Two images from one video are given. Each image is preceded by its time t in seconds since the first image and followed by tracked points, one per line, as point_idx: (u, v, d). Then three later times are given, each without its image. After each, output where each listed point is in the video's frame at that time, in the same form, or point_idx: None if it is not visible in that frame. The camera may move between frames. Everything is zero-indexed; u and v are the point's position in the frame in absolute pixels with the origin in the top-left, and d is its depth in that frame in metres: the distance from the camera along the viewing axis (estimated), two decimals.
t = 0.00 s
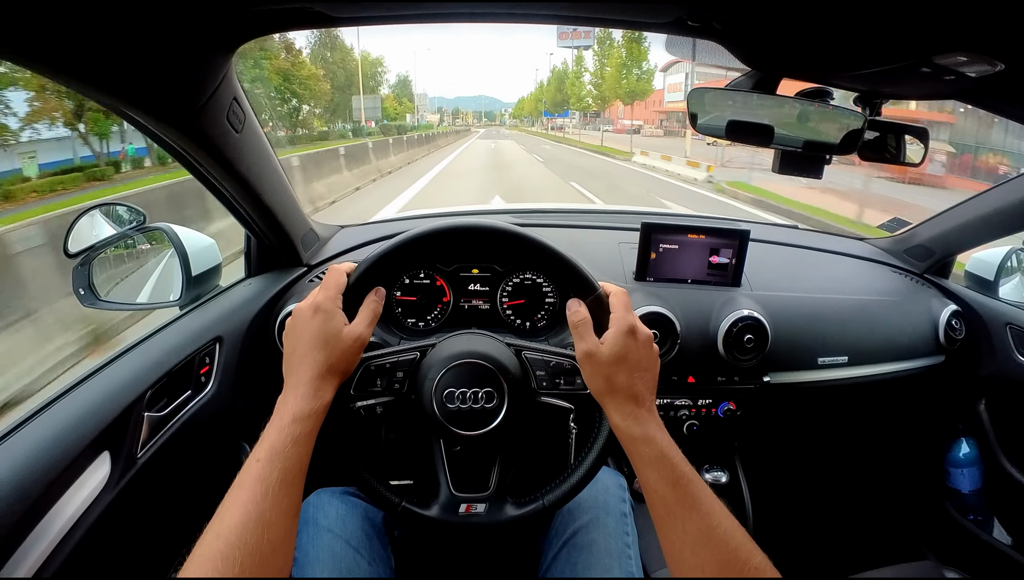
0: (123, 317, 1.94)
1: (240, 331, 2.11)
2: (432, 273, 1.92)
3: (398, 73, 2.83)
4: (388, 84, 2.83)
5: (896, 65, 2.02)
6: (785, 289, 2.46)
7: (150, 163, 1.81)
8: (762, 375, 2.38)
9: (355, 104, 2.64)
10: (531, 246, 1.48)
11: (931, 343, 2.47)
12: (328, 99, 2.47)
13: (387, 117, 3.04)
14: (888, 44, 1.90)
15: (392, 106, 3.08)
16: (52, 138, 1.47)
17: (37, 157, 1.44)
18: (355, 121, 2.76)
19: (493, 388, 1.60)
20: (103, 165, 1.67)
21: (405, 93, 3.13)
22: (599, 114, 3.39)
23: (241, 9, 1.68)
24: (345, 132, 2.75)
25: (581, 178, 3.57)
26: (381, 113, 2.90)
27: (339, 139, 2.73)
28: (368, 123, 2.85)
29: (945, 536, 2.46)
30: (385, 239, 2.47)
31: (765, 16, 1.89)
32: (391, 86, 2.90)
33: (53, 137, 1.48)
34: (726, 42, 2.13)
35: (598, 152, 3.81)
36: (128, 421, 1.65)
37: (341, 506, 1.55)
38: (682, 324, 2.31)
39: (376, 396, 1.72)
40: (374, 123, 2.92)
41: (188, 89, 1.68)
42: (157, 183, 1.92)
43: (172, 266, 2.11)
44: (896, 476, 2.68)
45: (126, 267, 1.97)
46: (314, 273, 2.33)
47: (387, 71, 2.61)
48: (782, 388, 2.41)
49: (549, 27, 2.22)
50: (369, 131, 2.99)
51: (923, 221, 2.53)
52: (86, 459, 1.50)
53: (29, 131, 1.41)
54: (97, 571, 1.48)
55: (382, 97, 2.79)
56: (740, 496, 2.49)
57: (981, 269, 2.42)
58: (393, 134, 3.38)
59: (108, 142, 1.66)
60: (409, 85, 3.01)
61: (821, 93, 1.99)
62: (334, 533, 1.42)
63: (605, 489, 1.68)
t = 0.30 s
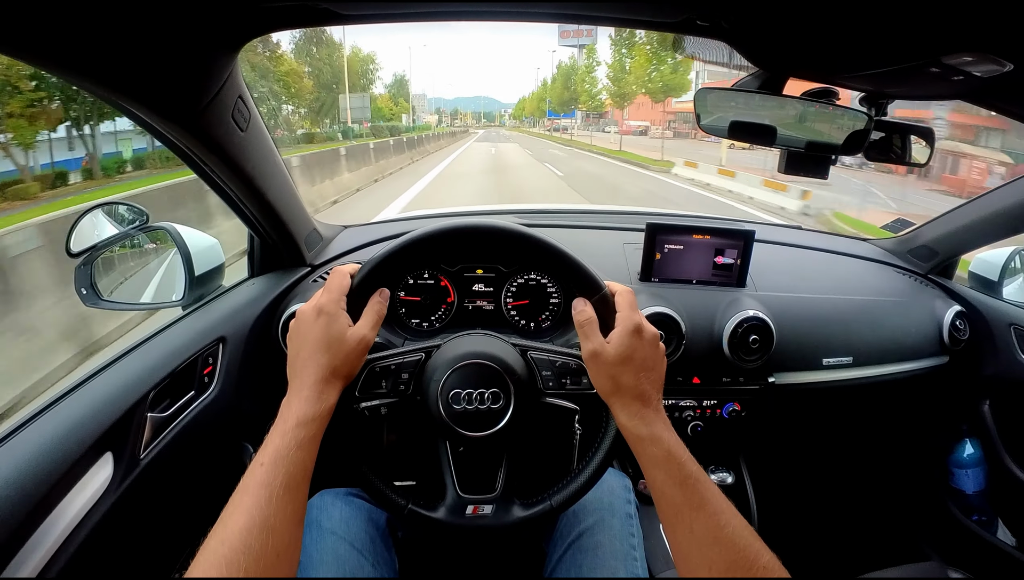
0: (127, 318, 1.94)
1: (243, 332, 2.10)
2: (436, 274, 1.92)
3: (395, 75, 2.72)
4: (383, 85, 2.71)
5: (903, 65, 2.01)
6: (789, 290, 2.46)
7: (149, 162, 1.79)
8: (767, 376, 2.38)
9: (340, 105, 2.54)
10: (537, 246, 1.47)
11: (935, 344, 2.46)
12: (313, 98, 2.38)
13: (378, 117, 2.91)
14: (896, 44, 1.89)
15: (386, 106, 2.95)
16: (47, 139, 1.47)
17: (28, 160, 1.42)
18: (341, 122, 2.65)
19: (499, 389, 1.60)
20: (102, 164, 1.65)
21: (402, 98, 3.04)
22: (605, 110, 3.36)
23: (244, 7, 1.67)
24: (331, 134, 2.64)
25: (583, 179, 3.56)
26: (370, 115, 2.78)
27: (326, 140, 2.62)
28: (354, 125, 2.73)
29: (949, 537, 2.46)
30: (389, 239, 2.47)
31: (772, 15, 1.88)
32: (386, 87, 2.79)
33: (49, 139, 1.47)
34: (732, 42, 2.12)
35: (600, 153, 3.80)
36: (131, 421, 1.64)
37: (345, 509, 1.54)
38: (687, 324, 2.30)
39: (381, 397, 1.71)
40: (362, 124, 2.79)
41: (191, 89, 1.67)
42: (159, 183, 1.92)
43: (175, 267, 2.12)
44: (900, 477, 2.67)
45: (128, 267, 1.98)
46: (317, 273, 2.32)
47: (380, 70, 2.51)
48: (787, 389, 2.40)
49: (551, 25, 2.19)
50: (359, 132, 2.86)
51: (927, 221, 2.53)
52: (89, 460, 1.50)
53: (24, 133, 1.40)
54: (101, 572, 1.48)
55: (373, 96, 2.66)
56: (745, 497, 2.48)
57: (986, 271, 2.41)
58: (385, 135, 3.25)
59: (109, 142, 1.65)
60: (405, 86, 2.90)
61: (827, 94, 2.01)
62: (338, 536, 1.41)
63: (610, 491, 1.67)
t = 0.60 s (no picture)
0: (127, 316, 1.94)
1: (244, 332, 2.11)
2: (437, 274, 1.92)
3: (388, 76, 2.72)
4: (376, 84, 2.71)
5: (903, 68, 2.02)
6: (789, 292, 2.46)
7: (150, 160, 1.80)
8: (767, 378, 2.38)
9: (328, 102, 2.51)
10: (537, 246, 1.48)
11: (935, 346, 2.46)
12: (302, 99, 2.34)
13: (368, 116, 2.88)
14: (896, 46, 1.90)
15: (379, 105, 2.93)
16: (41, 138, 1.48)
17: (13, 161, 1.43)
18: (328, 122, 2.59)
19: (499, 389, 1.60)
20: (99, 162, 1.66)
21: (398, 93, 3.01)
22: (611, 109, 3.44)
23: (246, 8, 1.67)
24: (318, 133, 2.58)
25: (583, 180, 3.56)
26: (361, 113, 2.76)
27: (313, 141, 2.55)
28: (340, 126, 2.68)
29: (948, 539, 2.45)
30: (390, 239, 2.47)
31: (773, 17, 1.88)
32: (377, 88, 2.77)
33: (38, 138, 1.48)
34: (733, 44, 2.12)
35: (601, 153, 3.79)
36: (132, 421, 1.65)
37: (345, 509, 1.54)
38: (687, 326, 2.30)
39: (381, 398, 1.71)
40: (349, 124, 2.76)
41: (192, 88, 1.67)
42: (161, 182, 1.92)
43: (176, 267, 2.12)
44: (900, 479, 2.67)
45: (129, 267, 1.99)
46: (318, 273, 2.32)
47: (370, 69, 2.52)
48: (787, 390, 2.40)
49: (552, 26, 2.19)
50: (349, 132, 2.83)
51: (929, 223, 2.53)
52: (89, 459, 1.50)
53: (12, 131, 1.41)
54: (101, 570, 1.48)
55: (362, 96, 2.65)
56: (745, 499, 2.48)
57: (987, 272, 2.42)
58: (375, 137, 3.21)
59: (107, 142, 1.65)
60: (400, 86, 2.92)
61: (828, 96, 2.00)
62: (337, 535, 1.41)
63: (610, 492, 1.67)
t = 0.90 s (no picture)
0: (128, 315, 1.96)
1: (244, 332, 2.11)
2: (437, 275, 1.92)
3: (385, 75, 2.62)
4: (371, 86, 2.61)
5: (903, 70, 2.02)
6: (790, 293, 2.46)
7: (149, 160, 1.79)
8: (767, 379, 2.38)
9: (308, 101, 2.38)
10: (537, 247, 1.48)
11: (936, 347, 2.46)
12: (292, 97, 2.26)
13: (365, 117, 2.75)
14: (895, 48, 1.90)
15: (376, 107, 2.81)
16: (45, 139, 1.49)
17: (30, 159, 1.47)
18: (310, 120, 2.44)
19: (499, 390, 1.60)
20: (103, 161, 1.66)
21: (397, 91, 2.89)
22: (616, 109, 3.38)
23: (247, 9, 1.68)
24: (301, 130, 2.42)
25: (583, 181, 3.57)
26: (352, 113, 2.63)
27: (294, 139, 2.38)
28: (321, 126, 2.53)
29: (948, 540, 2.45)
30: (390, 239, 2.48)
31: (773, 19, 1.89)
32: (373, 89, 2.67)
33: (51, 137, 1.50)
34: (733, 46, 2.12)
35: (604, 154, 3.76)
36: (133, 420, 1.65)
37: (345, 508, 1.54)
38: (687, 326, 2.30)
39: (381, 398, 1.71)
40: (340, 125, 2.63)
41: (193, 89, 1.68)
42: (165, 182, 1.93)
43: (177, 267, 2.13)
44: (900, 480, 2.67)
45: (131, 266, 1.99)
46: (319, 274, 2.32)
47: (361, 66, 2.41)
48: (787, 391, 2.40)
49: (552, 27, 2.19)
50: (342, 133, 2.68)
51: (930, 223, 2.52)
52: (90, 458, 1.50)
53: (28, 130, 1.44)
54: (101, 570, 1.48)
55: (351, 95, 2.52)
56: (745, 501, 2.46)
57: (987, 273, 2.41)
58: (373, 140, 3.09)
59: (111, 142, 1.66)
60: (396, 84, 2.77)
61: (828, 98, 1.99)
62: (337, 535, 1.42)
63: (610, 493, 1.68)
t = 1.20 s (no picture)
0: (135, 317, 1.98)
1: (246, 332, 2.11)
2: (439, 274, 1.92)
3: (381, 75, 2.55)
4: (366, 86, 2.54)
5: (905, 69, 2.02)
6: (792, 292, 2.46)
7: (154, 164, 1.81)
8: (769, 378, 2.38)
9: (286, 97, 2.23)
10: (539, 245, 1.47)
11: (938, 346, 2.46)
12: (282, 96, 2.20)
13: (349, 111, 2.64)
14: (897, 47, 1.90)
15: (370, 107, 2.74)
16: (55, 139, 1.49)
17: (15, 161, 1.41)
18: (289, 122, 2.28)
19: (502, 388, 1.60)
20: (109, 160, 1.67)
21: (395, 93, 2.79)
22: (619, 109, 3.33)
23: (250, 8, 1.68)
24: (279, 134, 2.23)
25: (583, 181, 3.58)
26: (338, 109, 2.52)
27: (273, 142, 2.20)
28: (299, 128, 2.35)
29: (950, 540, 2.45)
30: (392, 239, 2.48)
31: (775, 18, 1.88)
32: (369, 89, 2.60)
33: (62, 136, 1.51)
34: (735, 44, 2.12)
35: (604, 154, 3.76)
36: (135, 419, 1.65)
37: (348, 507, 1.54)
38: (690, 325, 2.30)
39: (384, 399, 1.70)
40: (329, 124, 2.55)
41: (193, 87, 1.67)
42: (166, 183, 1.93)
43: (179, 267, 2.11)
44: (902, 479, 2.67)
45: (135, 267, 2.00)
46: (321, 273, 2.32)
47: (350, 62, 2.33)
48: (790, 391, 2.40)
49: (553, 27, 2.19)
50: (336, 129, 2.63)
51: (931, 222, 2.52)
52: (92, 458, 1.50)
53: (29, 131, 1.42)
54: (104, 569, 1.48)
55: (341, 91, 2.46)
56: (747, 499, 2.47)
57: (989, 272, 2.41)
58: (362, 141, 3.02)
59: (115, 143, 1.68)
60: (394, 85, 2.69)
61: (829, 96, 2.04)
62: (340, 534, 1.42)
63: (612, 491, 1.68)
